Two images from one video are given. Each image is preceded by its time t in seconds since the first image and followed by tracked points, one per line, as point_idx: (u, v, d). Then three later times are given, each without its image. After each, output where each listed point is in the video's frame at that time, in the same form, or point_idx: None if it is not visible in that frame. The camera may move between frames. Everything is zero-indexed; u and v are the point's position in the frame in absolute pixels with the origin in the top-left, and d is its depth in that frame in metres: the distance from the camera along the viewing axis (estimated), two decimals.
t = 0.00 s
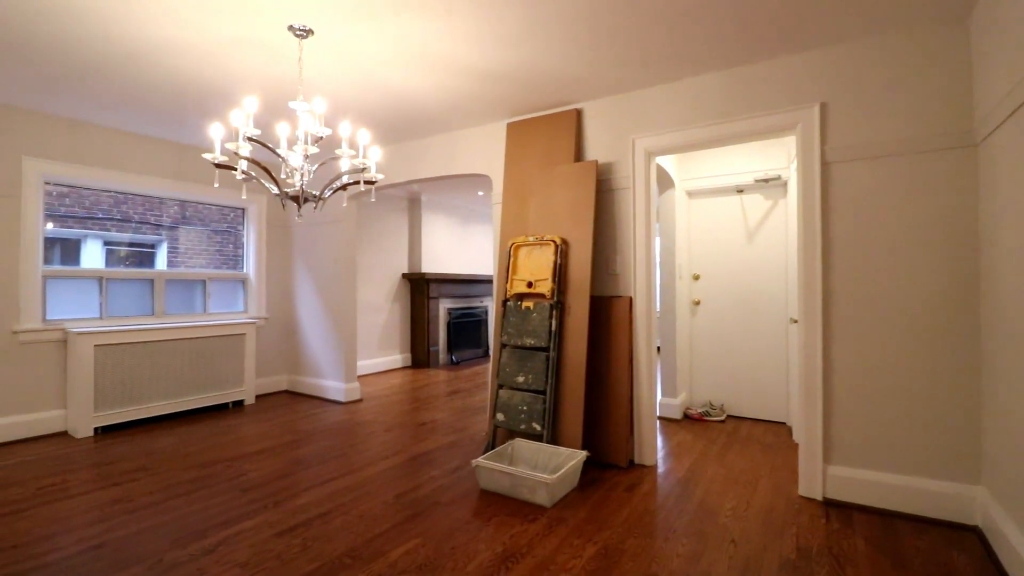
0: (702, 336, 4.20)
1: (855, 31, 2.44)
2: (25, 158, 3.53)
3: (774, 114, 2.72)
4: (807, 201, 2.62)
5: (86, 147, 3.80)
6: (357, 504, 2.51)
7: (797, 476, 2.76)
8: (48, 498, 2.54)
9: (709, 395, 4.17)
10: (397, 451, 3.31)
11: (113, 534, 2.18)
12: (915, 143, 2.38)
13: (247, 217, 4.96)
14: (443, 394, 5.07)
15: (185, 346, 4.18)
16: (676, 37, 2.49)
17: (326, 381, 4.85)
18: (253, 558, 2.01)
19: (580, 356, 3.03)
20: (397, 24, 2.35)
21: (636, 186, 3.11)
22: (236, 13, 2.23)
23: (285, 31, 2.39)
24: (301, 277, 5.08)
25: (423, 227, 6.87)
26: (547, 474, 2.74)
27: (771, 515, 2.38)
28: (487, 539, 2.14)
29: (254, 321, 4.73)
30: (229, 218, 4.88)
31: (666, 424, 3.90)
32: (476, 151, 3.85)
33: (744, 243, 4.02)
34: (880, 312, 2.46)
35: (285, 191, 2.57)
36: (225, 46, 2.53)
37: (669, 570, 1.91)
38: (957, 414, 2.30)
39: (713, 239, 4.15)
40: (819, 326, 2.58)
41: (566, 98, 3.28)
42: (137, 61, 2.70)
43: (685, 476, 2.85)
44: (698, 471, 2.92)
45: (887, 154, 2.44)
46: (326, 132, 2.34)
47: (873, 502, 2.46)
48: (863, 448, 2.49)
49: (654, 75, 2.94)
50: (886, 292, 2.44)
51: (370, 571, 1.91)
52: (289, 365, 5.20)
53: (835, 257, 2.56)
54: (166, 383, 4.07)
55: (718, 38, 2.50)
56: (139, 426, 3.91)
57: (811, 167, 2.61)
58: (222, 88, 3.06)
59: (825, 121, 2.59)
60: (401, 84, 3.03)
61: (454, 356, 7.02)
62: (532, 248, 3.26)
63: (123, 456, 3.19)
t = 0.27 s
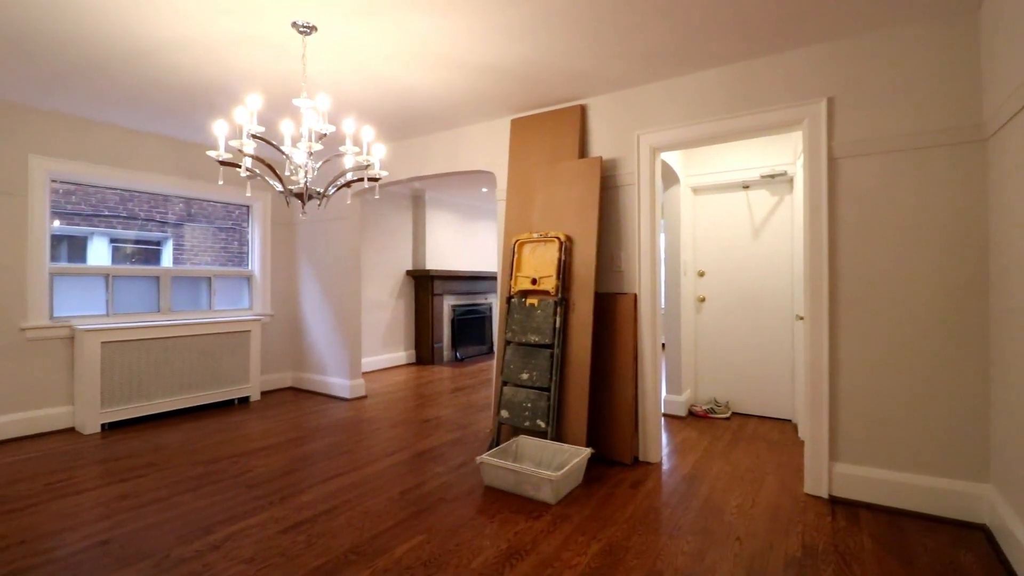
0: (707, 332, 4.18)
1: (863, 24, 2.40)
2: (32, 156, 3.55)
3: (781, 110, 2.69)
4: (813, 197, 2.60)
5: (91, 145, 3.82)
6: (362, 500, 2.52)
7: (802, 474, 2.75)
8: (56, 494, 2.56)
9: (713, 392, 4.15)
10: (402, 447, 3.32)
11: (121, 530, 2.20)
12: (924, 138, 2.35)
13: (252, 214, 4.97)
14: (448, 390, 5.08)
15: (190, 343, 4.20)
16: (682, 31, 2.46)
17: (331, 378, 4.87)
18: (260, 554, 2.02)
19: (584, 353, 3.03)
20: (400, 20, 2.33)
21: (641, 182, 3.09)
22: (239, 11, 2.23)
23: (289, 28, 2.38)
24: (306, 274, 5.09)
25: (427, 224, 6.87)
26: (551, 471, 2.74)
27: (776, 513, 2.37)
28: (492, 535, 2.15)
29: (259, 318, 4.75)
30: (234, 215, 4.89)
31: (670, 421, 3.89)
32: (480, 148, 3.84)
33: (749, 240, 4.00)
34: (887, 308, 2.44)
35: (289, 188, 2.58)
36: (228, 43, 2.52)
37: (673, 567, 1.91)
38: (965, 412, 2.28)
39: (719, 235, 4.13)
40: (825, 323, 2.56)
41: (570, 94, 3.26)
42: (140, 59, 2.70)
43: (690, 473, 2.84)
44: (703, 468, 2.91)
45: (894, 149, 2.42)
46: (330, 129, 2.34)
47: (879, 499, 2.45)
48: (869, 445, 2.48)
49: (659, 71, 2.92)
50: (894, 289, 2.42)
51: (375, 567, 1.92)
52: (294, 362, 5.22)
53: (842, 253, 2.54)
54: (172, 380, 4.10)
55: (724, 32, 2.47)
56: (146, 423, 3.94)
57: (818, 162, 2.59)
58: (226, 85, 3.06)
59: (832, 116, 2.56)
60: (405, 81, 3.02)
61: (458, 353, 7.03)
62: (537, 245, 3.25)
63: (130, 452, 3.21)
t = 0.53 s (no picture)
0: (712, 333, 4.16)
1: (871, 24, 2.39)
2: (39, 155, 3.57)
3: (787, 110, 2.67)
4: (820, 198, 2.58)
5: (98, 144, 3.84)
6: (366, 500, 2.52)
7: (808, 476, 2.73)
8: (62, 491, 2.57)
9: (718, 394, 4.14)
10: (405, 447, 3.32)
11: (126, 527, 2.21)
12: (932, 139, 2.33)
13: (257, 213, 4.99)
14: (451, 390, 5.09)
15: (196, 342, 4.22)
16: (687, 31, 2.45)
17: (335, 377, 4.88)
18: (263, 552, 2.03)
19: (588, 353, 3.02)
20: (405, 20, 2.34)
21: (646, 182, 3.08)
22: (245, 11, 2.23)
23: (295, 28, 2.39)
24: (310, 273, 5.11)
25: (432, 223, 6.87)
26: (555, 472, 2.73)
27: (782, 515, 2.36)
28: (495, 536, 2.14)
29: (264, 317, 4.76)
30: (240, 214, 4.91)
31: (675, 422, 3.88)
32: (484, 148, 3.83)
33: (755, 240, 3.98)
34: (894, 310, 2.42)
35: (294, 188, 2.58)
36: (234, 43, 2.53)
37: (677, 570, 1.90)
38: (973, 416, 2.26)
39: (724, 236, 4.11)
40: (832, 325, 2.54)
41: (575, 93, 3.25)
42: (147, 58, 2.72)
43: (695, 475, 2.83)
44: (708, 470, 2.89)
45: (902, 150, 2.40)
46: (335, 129, 2.34)
47: (885, 503, 2.43)
48: (875, 448, 2.46)
49: (664, 70, 2.91)
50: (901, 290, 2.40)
51: (378, 567, 1.92)
52: (298, 361, 5.24)
53: (848, 254, 2.52)
54: (177, 378, 4.12)
55: (730, 31, 2.46)
56: (151, 421, 3.96)
57: (824, 163, 2.57)
58: (231, 85, 3.07)
59: (839, 116, 2.54)
60: (409, 81, 3.02)
61: (462, 353, 7.03)
62: (541, 245, 3.25)
63: (135, 450, 3.23)
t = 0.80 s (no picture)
0: (715, 335, 4.15)
1: (877, 25, 2.37)
2: (45, 154, 3.59)
3: (792, 112, 2.66)
4: (825, 200, 2.57)
5: (104, 143, 3.86)
6: (368, 500, 2.52)
7: (811, 480, 2.72)
8: (65, 489, 2.58)
9: (721, 396, 4.12)
10: (408, 447, 3.32)
11: (129, 525, 2.22)
12: (938, 141, 2.32)
13: (261, 212, 5.01)
14: (454, 390, 5.08)
15: (200, 340, 4.24)
16: (692, 32, 2.45)
17: (338, 377, 4.89)
18: (265, 552, 2.03)
19: (592, 354, 3.01)
20: (410, 20, 2.34)
21: (650, 183, 3.07)
22: (250, 11, 2.24)
23: (299, 27, 2.39)
24: (314, 273, 5.12)
25: (435, 224, 6.88)
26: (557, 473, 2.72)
27: (785, 519, 2.34)
28: (497, 537, 2.14)
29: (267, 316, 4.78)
30: (244, 214, 4.93)
31: (677, 424, 3.87)
32: (488, 148, 3.83)
33: (760, 242, 3.96)
34: (899, 313, 2.40)
35: (298, 187, 2.59)
36: (239, 43, 2.54)
37: (679, 572, 1.90)
38: (978, 420, 2.24)
39: (728, 238, 4.10)
40: (836, 328, 2.53)
41: (580, 94, 3.25)
42: (153, 58, 2.73)
43: (698, 477, 2.82)
44: (711, 473, 2.88)
45: (908, 152, 2.38)
46: (339, 129, 2.34)
47: (889, 507, 2.41)
48: (880, 452, 2.44)
49: (669, 71, 2.90)
50: (907, 293, 2.38)
51: (380, 567, 1.92)
52: (301, 360, 5.25)
53: (853, 257, 2.51)
54: (181, 376, 4.13)
55: (735, 33, 2.45)
56: (155, 418, 3.97)
57: (829, 165, 2.56)
58: (236, 85, 3.08)
59: (845, 118, 2.53)
60: (414, 81, 3.03)
61: (465, 353, 7.03)
62: (544, 246, 3.24)
63: (139, 448, 3.24)
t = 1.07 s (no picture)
0: (723, 336, 4.13)
1: (889, 23, 2.35)
2: (58, 153, 3.64)
3: (802, 110, 2.64)
4: (835, 200, 2.54)
5: (116, 142, 3.90)
6: (375, 497, 2.53)
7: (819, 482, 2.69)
8: (77, 483, 2.62)
9: (728, 397, 4.10)
10: (414, 445, 3.34)
11: (139, 520, 2.24)
12: (950, 141, 2.29)
13: (270, 211, 5.04)
14: (460, 389, 5.09)
15: (209, 338, 4.27)
16: (700, 30, 2.43)
17: (345, 375, 4.91)
18: (273, 547, 2.05)
19: (598, 354, 3.01)
20: (418, 20, 2.34)
21: (658, 183, 3.06)
22: (259, 10, 2.26)
23: (307, 27, 2.40)
24: (322, 271, 5.15)
25: (442, 223, 6.89)
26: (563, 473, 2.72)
27: (792, 521, 2.33)
28: (502, 536, 2.14)
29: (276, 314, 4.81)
30: (253, 212, 4.96)
31: (684, 425, 3.85)
32: (495, 148, 3.83)
33: (768, 242, 3.94)
34: (910, 314, 2.38)
35: (306, 186, 2.60)
36: (248, 43, 2.56)
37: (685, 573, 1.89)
38: (990, 422, 2.22)
39: (736, 237, 4.07)
40: (845, 329, 2.51)
41: (587, 93, 3.24)
42: (163, 57, 2.75)
43: (704, 478, 2.81)
44: (717, 474, 2.87)
45: (921, 152, 2.35)
46: (347, 128, 2.36)
47: (899, 510, 2.39)
48: (889, 455, 2.42)
49: (677, 70, 2.89)
50: (918, 294, 2.36)
51: (386, 564, 1.93)
52: (309, 358, 5.28)
53: (863, 257, 2.48)
54: (190, 373, 4.17)
55: (744, 31, 2.44)
56: (165, 415, 4.01)
57: (839, 164, 2.53)
58: (245, 84, 3.10)
59: (856, 116, 2.50)
60: (421, 80, 3.03)
61: (471, 352, 7.05)
62: (551, 245, 3.24)
63: (149, 444, 3.28)
